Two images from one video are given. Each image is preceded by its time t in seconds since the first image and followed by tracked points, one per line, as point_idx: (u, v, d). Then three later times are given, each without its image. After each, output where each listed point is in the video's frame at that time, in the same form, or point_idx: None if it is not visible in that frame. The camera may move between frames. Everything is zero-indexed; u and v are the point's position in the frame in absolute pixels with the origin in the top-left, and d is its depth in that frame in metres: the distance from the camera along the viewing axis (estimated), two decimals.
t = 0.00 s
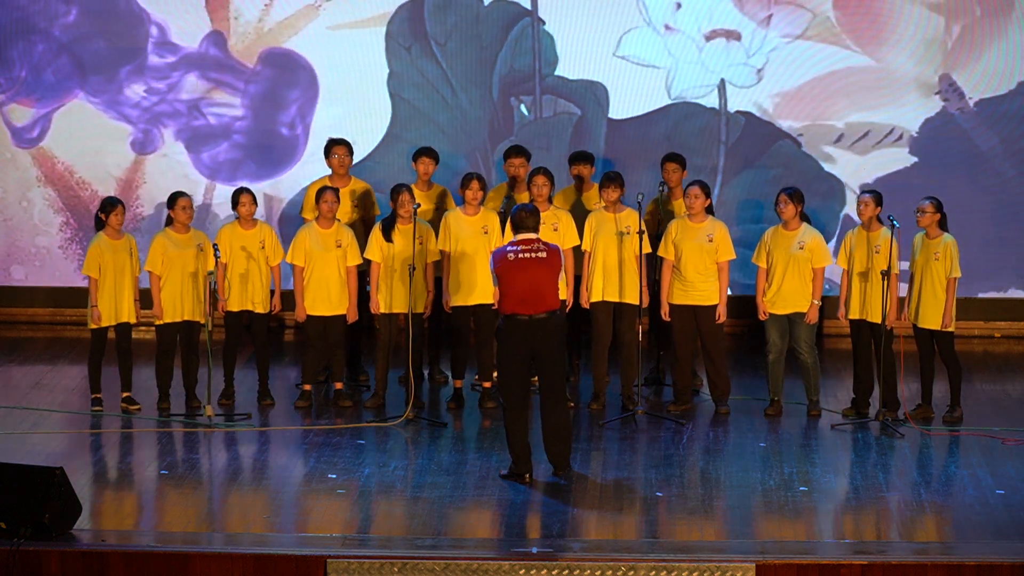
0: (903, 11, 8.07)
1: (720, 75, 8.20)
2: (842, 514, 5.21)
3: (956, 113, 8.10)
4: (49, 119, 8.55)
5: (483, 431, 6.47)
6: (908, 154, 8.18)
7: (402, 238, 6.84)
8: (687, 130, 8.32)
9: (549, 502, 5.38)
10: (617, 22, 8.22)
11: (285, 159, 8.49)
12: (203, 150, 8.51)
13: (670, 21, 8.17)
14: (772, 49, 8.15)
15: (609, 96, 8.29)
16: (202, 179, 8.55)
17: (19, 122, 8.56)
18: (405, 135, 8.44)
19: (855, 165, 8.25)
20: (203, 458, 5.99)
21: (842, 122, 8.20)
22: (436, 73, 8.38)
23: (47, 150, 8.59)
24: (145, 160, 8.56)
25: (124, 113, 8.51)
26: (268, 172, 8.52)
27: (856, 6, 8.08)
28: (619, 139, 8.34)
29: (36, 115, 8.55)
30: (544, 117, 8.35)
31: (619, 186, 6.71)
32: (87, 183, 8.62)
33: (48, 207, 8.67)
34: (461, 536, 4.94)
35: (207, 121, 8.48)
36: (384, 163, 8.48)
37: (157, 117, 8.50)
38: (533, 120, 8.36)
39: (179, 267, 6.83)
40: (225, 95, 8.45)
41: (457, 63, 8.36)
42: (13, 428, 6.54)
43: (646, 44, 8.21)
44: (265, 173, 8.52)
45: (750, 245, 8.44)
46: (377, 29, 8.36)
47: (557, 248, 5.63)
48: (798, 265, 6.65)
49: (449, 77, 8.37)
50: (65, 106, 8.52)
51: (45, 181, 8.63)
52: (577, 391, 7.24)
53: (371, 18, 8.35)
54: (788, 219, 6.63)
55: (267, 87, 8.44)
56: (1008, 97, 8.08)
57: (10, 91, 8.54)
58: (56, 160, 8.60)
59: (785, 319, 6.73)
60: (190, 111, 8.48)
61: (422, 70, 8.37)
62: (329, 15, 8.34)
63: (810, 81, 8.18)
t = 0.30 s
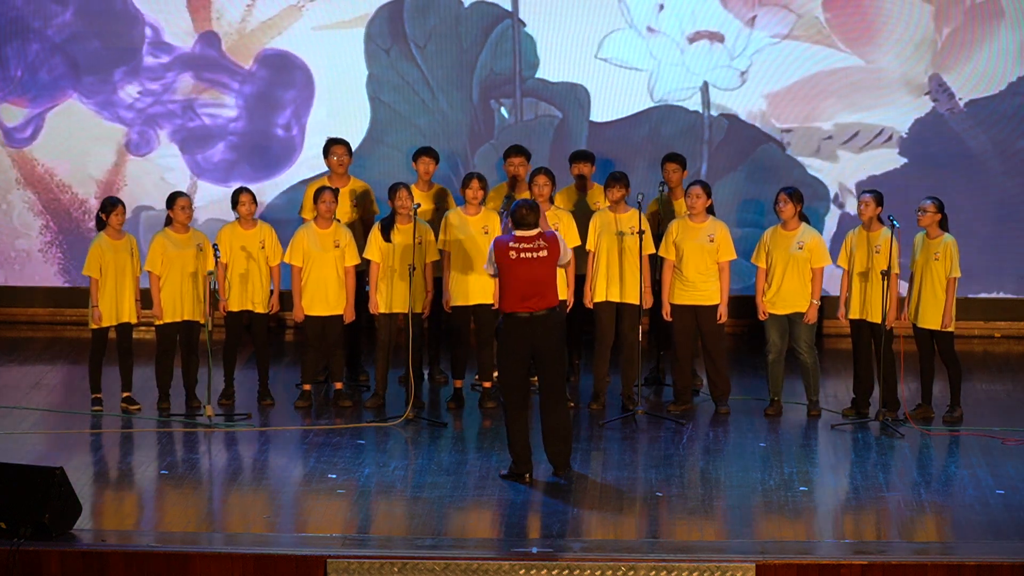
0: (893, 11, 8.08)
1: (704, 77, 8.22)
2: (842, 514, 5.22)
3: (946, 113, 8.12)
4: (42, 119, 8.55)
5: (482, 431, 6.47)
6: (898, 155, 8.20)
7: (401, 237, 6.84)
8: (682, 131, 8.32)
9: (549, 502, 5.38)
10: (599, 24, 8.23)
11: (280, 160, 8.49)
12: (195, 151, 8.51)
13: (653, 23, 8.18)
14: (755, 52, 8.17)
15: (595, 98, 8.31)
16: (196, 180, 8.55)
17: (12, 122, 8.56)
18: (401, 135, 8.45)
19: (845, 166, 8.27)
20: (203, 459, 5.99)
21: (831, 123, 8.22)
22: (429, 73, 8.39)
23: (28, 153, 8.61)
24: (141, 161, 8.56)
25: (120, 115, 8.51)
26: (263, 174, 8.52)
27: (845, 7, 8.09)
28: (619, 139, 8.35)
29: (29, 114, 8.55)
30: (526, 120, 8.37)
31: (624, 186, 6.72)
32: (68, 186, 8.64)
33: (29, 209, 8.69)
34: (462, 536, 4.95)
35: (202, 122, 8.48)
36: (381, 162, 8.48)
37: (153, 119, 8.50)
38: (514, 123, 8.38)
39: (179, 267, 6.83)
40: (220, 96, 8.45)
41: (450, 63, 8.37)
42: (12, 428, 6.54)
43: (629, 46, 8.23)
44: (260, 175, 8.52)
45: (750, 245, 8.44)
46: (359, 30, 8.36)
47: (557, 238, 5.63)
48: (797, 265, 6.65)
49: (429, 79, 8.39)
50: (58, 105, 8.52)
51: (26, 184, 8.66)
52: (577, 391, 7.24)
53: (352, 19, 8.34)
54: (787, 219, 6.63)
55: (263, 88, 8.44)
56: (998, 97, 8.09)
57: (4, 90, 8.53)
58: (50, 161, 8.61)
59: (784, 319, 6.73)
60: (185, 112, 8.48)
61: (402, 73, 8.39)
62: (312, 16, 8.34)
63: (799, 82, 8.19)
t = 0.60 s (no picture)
0: (889, 11, 8.09)
1: (688, 80, 8.23)
2: (842, 514, 5.22)
3: (937, 113, 8.13)
4: (37, 119, 8.54)
5: (482, 431, 6.47)
6: (890, 157, 8.21)
7: (401, 237, 6.85)
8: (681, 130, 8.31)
9: (549, 502, 5.38)
10: (583, 25, 8.24)
11: (277, 162, 8.50)
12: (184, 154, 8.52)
13: (637, 25, 8.19)
14: (740, 53, 8.17)
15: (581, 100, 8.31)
16: (192, 181, 8.55)
17: (6, 122, 8.56)
18: (400, 134, 8.45)
19: (836, 166, 8.28)
20: (203, 458, 5.99)
21: (822, 124, 8.23)
22: (425, 73, 8.39)
23: (15, 154, 8.61)
24: (138, 164, 8.56)
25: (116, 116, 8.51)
26: (259, 175, 8.52)
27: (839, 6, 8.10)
28: (621, 137, 8.34)
29: (24, 113, 8.54)
30: (509, 123, 8.38)
31: (627, 187, 6.71)
32: (50, 189, 8.63)
33: (11, 212, 8.69)
34: (461, 537, 4.95)
35: (198, 123, 8.48)
36: (379, 162, 8.48)
37: (148, 120, 8.50)
38: (497, 126, 8.39)
39: (178, 267, 6.83)
40: (216, 98, 8.45)
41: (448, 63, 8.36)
42: (12, 428, 6.54)
43: (612, 48, 8.23)
44: (256, 176, 8.52)
45: (750, 245, 8.44)
46: (342, 31, 8.36)
47: (557, 243, 5.62)
48: (797, 265, 6.64)
49: (410, 81, 8.40)
50: (53, 105, 8.52)
51: (10, 186, 8.66)
52: (576, 391, 7.24)
53: (335, 20, 8.35)
54: (787, 218, 6.63)
55: (259, 90, 8.44)
56: (989, 98, 8.10)
57: None
58: (45, 161, 8.60)
59: (785, 319, 6.73)
60: (181, 113, 8.48)
61: (384, 75, 8.39)
62: (297, 17, 8.34)
63: (791, 82, 8.20)
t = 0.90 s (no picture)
0: (888, 11, 8.08)
1: (679, 82, 8.23)
2: (842, 514, 5.22)
3: (935, 114, 8.13)
4: (37, 119, 8.54)
5: (482, 431, 6.47)
6: (887, 158, 8.22)
7: (399, 237, 6.84)
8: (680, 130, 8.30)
9: (549, 502, 5.38)
10: (573, 27, 8.24)
11: (280, 163, 8.50)
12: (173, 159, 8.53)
13: (627, 27, 8.19)
14: (732, 56, 8.17)
15: (573, 103, 8.32)
16: (193, 181, 8.54)
17: (6, 122, 8.56)
18: (399, 134, 8.45)
19: (834, 166, 8.28)
20: (203, 459, 5.99)
21: (819, 124, 8.23)
22: (422, 74, 8.38)
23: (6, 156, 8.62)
24: (139, 165, 8.56)
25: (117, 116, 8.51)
26: (262, 176, 8.52)
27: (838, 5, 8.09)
28: (620, 137, 8.33)
29: (25, 113, 8.54)
30: (497, 125, 8.38)
31: (626, 186, 6.71)
32: (38, 191, 8.64)
33: None
34: (461, 536, 4.95)
35: (200, 124, 8.48)
36: (378, 163, 8.49)
37: (151, 121, 8.50)
38: (485, 129, 8.39)
39: (178, 267, 6.83)
40: (219, 98, 8.45)
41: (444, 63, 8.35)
42: (12, 428, 6.54)
43: (603, 50, 8.24)
44: (259, 177, 8.52)
45: (750, 245, 8.43)
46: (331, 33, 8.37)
47: (555, 241, 5.62)
48: (797, 266, 6.64)
49: (400, 83, 8.41)
50: (54, 104, 8.52)
51: None
52: (576, 391, 7.23)
53: (324, 21, 8.35)
54: (787, 219, 6.63)
55: (262, 90, 8.44)
56: (986, 98, 8.10)
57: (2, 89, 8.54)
58: (42, 162, 8.60)
59: (785, 319, 6.72)
60: (183, 114, 8.48)
61: (372, 77, 8.40)
62: (288, 18, 8.35)
63: (789, 81, 8.19)
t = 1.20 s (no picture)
0: (888, 11, 8.08)
1: (672, 85, 8.23)
2: (843, 514, 5.22)
3: (934, 115, 8.13)
4: (40, 117, 8.53)
5: (482, 431, 6.46)
6: (885, 160, 8.22)
7: (398, 237, 6.84)
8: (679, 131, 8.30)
9: (550, 502, 5.38)
10: (565, 29, 8.23)
11: (284, 164, 8.50)
12: (163, 163, 8.53)
13: (619, 29, 8.19)
14: (724, 58, 8.18)
15: (566, 105, 8.31)
16: (195, 182, 8.54)
17: (7, 122, 8.55)
18: (398, 134, 8.45)
19: (833, 167, 8.29)
20: (203, 459, 5.98)
21: (817, 125, 8.23)
22: (419, 74, 8.38)
23: None
24: (141, 165, 8.55)
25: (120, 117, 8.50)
26: (267, 176, 8.52)
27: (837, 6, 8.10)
28: (619, 137, 8.33)
29: (26, 113, 8.54)
30: (487, 128, 8.38)
31: (622, 186, 6.70)
32: (27, 194, 8.63)
33: None
34: (461, 536, 4.94)
35: (203, 124, 8.48)
36: (377, 163, 8.49)
37: (155, 121, 8.50)
38: (475, 132, 8.39)
39: (178, 267, 6.83)
40: (223, 99, 8.44)
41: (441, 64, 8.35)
42: (12, 428, 6.54)
43: (594, 52, 8.23)
44: (264, 177, 8.52)
45: (750, 245, 8.43)
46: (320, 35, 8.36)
47: (559, 245, 5.60)
48: (798, 266, 6.64)
49: (391, 85, 8.40)
50: (55, 105, 8.51)
51: None
52: (577, 391, 7.23)
53: (314, 23, 8.35)
54: (788, 220, 6.63)
55: (268, 91, 8.43)
56: (984, 100, 8.10)
57: (5, 87, 8.54)
58: (40, 163, 8.60)
59: (786, 319, 6.72)
60: (187, 114, 8.47)
61: (360, 80, 8.41)
62: (279, 18, 8.35)
63: (787, 82, 8.19)
